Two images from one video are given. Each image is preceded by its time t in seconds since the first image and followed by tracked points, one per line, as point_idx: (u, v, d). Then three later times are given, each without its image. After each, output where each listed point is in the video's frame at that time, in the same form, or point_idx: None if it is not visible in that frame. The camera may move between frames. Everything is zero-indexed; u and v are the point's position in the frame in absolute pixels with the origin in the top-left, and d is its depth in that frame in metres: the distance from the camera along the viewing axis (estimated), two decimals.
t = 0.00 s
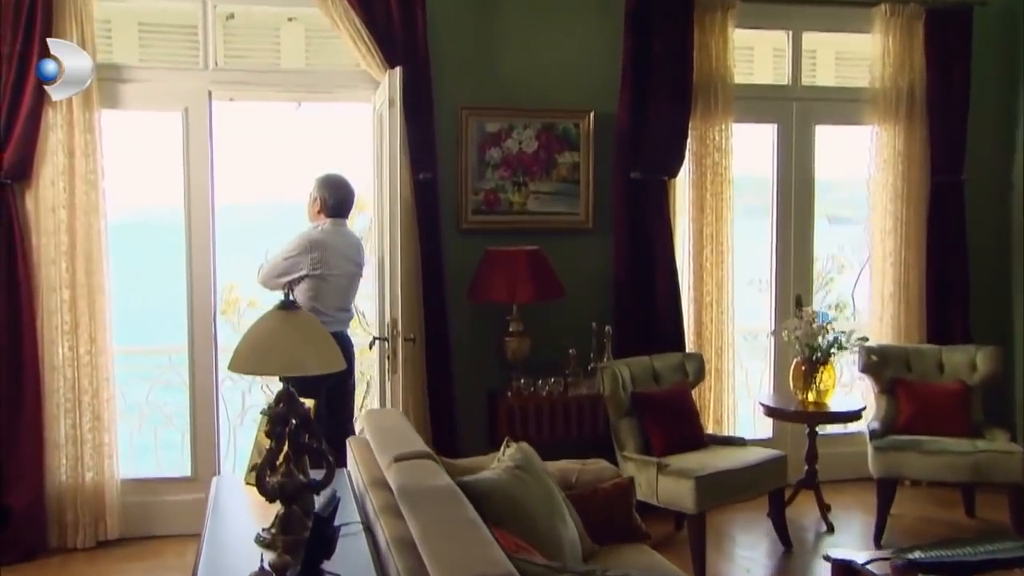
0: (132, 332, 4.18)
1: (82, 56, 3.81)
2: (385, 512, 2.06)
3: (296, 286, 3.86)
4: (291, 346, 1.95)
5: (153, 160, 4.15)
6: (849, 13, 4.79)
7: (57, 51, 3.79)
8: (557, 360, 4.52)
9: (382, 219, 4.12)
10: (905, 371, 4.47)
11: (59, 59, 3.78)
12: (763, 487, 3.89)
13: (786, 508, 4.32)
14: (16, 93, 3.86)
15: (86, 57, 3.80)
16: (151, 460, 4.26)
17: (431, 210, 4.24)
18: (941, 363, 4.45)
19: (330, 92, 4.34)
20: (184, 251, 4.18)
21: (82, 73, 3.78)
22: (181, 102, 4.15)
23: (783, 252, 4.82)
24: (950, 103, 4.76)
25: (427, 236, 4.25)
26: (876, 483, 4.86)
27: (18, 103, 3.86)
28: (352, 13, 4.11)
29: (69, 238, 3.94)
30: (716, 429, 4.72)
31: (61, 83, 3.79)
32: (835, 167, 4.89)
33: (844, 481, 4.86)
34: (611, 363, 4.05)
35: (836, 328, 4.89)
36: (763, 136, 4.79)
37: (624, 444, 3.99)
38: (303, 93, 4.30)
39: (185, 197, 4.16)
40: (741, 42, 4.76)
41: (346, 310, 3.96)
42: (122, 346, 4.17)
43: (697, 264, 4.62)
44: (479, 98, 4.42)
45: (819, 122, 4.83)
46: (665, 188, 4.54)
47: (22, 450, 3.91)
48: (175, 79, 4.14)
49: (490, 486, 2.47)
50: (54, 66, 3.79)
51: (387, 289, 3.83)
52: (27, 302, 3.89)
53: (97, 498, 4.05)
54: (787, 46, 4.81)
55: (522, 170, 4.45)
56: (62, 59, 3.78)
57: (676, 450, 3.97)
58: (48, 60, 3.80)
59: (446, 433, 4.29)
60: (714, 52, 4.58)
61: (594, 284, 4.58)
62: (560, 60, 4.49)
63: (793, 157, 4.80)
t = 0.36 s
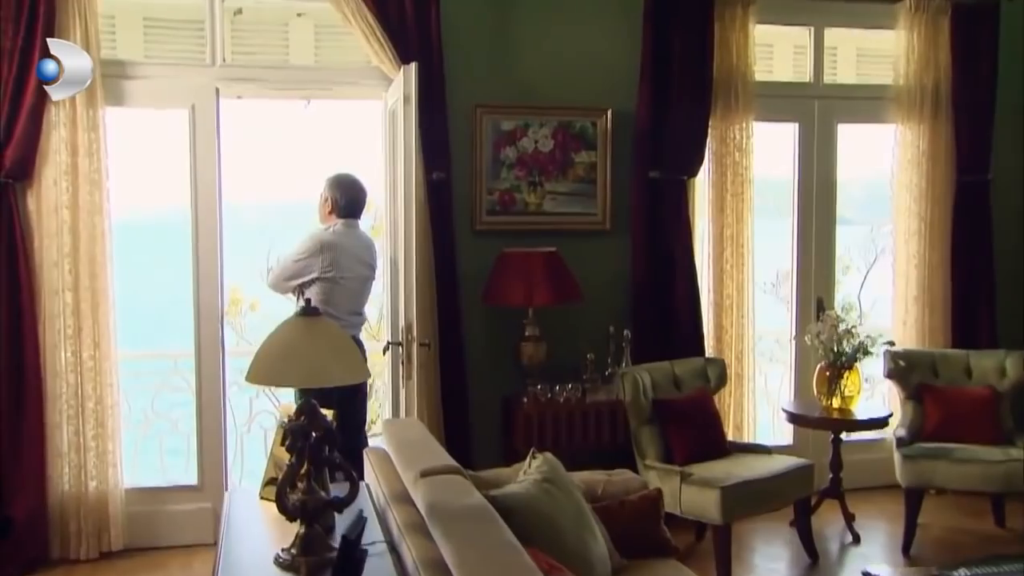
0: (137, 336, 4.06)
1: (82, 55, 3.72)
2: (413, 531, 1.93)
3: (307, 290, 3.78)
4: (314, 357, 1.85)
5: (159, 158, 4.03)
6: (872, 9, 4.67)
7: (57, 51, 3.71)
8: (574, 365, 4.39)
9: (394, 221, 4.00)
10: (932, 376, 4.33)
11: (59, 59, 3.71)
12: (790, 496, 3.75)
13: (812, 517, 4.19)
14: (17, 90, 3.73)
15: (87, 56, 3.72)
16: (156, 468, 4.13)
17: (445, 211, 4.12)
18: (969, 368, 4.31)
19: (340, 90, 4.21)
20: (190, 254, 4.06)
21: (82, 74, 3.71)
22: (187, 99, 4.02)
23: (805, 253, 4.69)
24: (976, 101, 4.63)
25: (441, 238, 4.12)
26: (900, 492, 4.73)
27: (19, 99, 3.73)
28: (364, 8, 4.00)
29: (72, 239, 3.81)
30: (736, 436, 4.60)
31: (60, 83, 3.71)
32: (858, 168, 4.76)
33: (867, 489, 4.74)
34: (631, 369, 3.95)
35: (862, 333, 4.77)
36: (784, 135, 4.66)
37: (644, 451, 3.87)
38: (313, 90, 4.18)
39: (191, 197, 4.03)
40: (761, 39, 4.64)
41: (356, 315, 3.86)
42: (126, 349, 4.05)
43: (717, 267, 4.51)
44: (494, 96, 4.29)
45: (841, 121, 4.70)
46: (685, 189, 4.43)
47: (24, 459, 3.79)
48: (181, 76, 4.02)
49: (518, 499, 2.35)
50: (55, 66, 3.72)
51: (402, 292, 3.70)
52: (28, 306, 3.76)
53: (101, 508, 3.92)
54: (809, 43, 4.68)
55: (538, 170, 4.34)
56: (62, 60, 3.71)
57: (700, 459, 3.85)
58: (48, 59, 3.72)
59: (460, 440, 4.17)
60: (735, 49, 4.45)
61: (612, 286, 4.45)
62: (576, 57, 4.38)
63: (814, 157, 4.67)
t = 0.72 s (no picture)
0: (142, 341, 3.94)
1: (82, 55, 3.64)
2: (444, 555, 1.80)
3: (318, 294, 3.68)
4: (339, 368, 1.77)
5: (165, 158, 3.90)
6: (896, 5, 4.55)
7: (57, 51, 3.60)
8: (592, 371, 4.26)
9: (409, 223, 3.87)
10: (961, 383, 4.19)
11: (58, 59, 3.60)
12: (819, 508, 3.62)
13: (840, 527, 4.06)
14: (19, 86, 3.60)
15: (87, 56, 3.64)
16: (161, 477, 4.01)
17: (460, 213, 3.99)
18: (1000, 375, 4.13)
19: (352, 87, 4.09)
20: (197, 257, 3.93)
21: (83, 73, 3.62)
22: (194, 97, 3.89)
23: (828, 256, 4.56)
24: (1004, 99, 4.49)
25: (455, 241, 4.00)
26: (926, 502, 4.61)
27: (21, 96, 3.60)
28: (377, 3, 3.88)
29: (76, 241, 3.69)
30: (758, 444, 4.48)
31: (59, 83, 3.61)
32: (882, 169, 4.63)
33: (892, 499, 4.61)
34: (653, 376, 3.83)
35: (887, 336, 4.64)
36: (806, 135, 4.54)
37: (666, 460, 3.75)
38: (324, 87, 4.06)
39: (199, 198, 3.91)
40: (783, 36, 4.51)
41: (369, 319, 3.76)
42: (131, 355, 3.94)
43: (739, 270, 4.38)
44: (509, 95, 4.17)
45: (864, 120, 4.57)
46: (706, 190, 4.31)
47: (26, 469, 3.66)
48: (188, 73, 3.89)
49: (549, 516, 2.22)
50: (55, 66, 3.61)
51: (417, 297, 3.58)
52: (30, 311, 3.63)
53: (105, 520, 3.79)
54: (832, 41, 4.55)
55: (555, 171, 4.22)
56: (62, 60, 3.61)
57: (725, 469, 3.72)
58: (48, 59, 3.60)
59: (475, 449, 4.05)
60: (757, 45, 4.32)
61: (631, 290, 4.33)
62: (593, 54, 4.25)
63: (837, 157, 4.54)
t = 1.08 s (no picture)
0: (148, 347, 3.81)
1: (82, 55, 3.44)
2: None
3: (331, 297, 3.57)
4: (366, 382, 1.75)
5: (171, 156, 3.76)
6: None
7: (56, 50, 3.42)
8: (611, 376, 4.14)
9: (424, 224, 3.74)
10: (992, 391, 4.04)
11: (58, 59, 3.42)
12: (850, 521, 3.49)
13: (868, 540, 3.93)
14: (20, 82, 3.46)
15: (87, 56, 3.44)
16: (166, 486, 3.89)
17: (476, 213, 3.86)
18: None
19: (364, 84, 3.97)
20: (205, 259, 3.80)
21: (83, 74, 3.42)
22: (201, 93, 3.76)
23: (853, 259, 4.43)
24: None
25: (471, 243, 3.86)
26: (953, 511, 4.48)
27: (22, 92, 3.47)
28: None
29: (79, 242, 3.55)
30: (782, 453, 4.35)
31: (59, 83, 3.42)
32: (908, 168, 4.50)
33: (917, 508, 4.48)
34: (677, 383, 3.69)
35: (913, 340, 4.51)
36: (831, 134, 4.40)
37: (691, 470, 3.60)
38: (335, 84, 3.93)
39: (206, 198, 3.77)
40: (807, 32, 4.38)
41: (386, 324, 3.64)
42: (135, 361, 3.81)
43: (762, 273, 4.25)
44: (526, 92, 4.04)
45: (890, 119, 4.44)
46: (728, 190, 4.19)
47: (27, 479, 3.52)
48: (196, 68, 3.76)
49: (584, 535, 2.09)
50: (54, 66, 3.43)
51: (433, 301, 3.45)
52: (32, 316, 3.49)
53: (108, 531, 3.66)
54: (858, 37, 4.41)
55: (573, 170, 4.09)
56: (61, 59, 3.42)
57: (751, 479, 3.60)
58: (48, 59, 3.43)
59: (491, 457, 3.91)
60: (781, 41, 4.19)
61: (651, 294, 4.20)
62: (612, 50, 4.12)
63: (863, 156, 4.40)
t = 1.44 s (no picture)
0: (154, 351, 3.71)
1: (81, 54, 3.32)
2: None
3: (343, 300, 3.45)
4: (405, 396, 1.70)
5: (177, 153, 3.63)
6: None
7: (56, 50, 3.30)
8: (631, 381, 4.01)
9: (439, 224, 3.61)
10: None
11: (57, 59, 3.30)
12: (882, 533, 3.36)
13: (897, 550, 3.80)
14: (21, 77, 3.33)
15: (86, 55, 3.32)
16: (171, 493, 3.78)
17: (492, 213, 3.73)
18: None
19: (377, 79, 3.84)
20: (212, 260, 3.67)
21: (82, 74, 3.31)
22: (208, 88, 3.63)
23: (878, 261, 4.30)
24: None
25: (487, 244, 3.73)
26: (981, 520, 4.35)
27: (23, 87, 3.34)
28: None
29: (81, 243, 3.42)
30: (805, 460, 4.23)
31: (57, 84, 3.31)
32: (934, 168, 4.38)
33: (944, 516, 4.36)
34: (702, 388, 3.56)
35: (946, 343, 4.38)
36: (856, 132, 4.28)
37: (717, 479, 3.47)
38: (346, 79, 3.80)
39: (213, 197, 3.64)
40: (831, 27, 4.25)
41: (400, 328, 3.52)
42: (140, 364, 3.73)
43: (786, 275, 4.13)
44: (544, 88, 3.92)
45: (916, 116, 4.31)
46: (750, 189, 4.06)
47: (27, 489, 3.39)
48: (203, 63, 3.63)
49: (624, 558, 1.96)
50: (54, 66, 3.30)
51: (450, 304, 3.32)
52: (33, 319, 3.37)
53: (112, 542, 3.53)
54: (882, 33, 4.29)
55: (591, 169, 3.97)
56: (62, 60, 3.30)
57: (779, 488, 3.46)
58: (48, 59, 3.31)
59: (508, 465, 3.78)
60: (805, 36, 4.07)
61: (671, 296, 4.07)
62: (631, 45, 4.00)
63: (888, 154, 4.28)
